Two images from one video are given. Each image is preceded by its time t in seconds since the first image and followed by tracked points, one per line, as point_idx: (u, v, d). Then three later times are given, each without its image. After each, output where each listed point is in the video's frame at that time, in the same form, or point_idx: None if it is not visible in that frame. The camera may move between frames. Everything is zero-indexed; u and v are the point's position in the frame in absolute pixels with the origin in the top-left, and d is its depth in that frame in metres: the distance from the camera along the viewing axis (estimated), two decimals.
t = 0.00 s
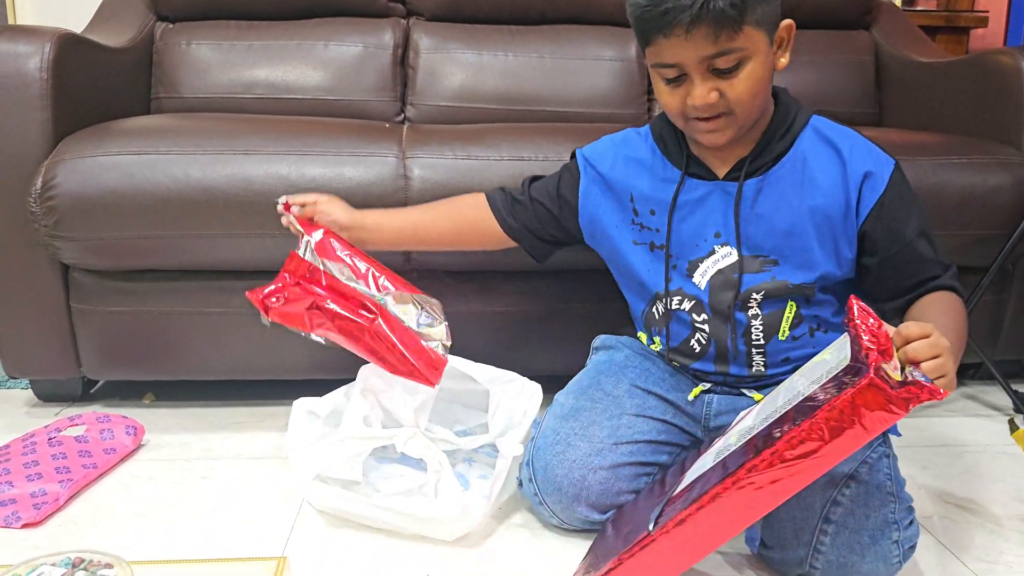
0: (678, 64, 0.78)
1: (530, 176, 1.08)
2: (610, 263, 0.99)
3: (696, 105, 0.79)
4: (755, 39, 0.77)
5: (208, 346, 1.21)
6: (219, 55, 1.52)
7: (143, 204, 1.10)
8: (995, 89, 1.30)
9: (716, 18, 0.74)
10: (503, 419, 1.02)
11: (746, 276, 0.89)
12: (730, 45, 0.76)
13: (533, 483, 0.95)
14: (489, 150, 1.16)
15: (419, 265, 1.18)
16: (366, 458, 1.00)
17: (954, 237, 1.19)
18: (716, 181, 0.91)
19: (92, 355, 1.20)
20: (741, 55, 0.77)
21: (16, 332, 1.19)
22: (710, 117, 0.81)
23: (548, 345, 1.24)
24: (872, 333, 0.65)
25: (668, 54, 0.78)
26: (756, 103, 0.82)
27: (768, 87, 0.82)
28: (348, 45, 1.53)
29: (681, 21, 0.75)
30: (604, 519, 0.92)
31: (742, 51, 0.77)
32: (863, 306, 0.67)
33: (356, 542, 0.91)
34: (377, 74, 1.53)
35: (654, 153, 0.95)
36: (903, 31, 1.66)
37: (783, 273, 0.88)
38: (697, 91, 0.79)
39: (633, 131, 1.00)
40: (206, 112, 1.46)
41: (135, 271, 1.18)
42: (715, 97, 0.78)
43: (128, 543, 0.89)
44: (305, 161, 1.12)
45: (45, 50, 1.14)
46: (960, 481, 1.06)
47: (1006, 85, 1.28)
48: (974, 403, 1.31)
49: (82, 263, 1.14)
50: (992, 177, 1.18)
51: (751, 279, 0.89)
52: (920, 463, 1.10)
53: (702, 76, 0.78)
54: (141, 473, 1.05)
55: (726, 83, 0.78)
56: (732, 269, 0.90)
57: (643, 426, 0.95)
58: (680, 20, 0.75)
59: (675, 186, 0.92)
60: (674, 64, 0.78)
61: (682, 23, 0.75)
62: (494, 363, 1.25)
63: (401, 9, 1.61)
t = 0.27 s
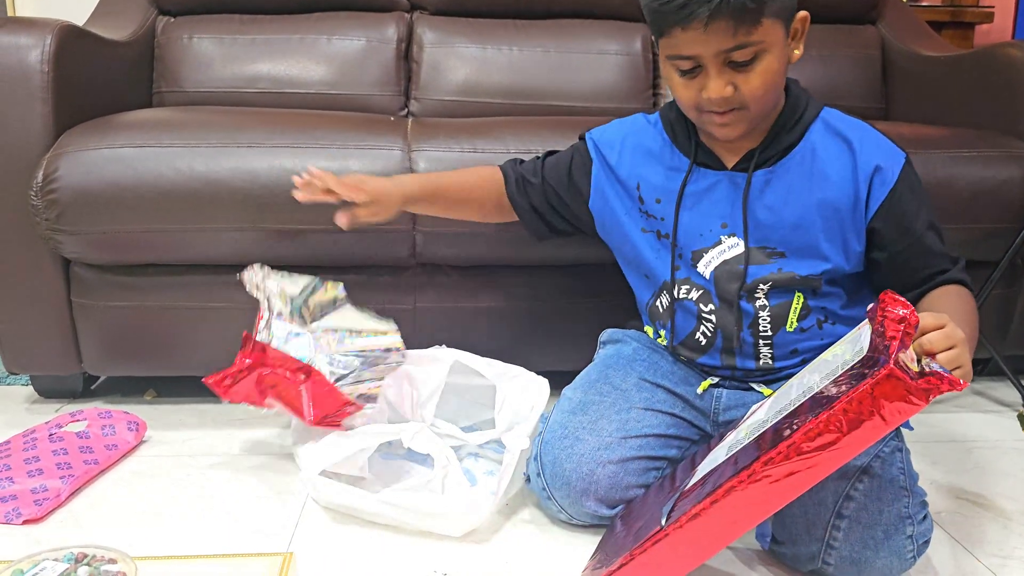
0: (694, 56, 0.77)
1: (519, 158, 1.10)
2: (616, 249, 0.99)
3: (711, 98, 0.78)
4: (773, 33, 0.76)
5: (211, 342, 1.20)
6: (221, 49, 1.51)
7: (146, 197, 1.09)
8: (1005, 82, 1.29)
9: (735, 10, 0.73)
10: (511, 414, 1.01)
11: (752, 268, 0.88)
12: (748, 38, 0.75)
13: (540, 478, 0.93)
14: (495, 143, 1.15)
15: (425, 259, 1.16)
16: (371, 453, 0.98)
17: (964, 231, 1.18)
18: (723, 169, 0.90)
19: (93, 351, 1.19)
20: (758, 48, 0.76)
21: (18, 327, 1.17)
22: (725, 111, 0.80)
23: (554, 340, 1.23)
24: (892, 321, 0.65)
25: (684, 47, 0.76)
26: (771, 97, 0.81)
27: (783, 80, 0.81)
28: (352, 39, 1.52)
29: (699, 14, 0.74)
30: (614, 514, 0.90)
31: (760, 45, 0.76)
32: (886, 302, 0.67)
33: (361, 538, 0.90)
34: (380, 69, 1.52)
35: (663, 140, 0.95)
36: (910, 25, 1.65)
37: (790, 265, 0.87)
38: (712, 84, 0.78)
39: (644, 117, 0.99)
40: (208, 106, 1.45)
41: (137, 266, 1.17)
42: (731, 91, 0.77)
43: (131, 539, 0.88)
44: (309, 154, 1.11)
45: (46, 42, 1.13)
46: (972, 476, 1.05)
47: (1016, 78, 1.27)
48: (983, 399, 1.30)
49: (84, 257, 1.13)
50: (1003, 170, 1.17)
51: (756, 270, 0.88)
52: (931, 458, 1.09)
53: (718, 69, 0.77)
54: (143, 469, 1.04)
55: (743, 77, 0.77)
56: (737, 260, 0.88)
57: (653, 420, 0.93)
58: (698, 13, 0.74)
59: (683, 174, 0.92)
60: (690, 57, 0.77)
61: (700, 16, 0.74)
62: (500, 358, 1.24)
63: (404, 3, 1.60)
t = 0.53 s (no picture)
0: (704, 45, 0.76)
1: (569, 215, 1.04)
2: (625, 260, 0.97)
3: (722, 87, 0.78)
4: (784, 22, 0.76)
5: (207, 340, 1.19)
6: (220, 48, 1.50)
7: (143, 194, 1.09)
8: (1007, 84, 1.29)
9: None
10: (508, 414, 1.01)
11: (763, 267, 0.87)
12: (760, 26, 0.75)
13: (539, 478, 0.93)
14: (495, 142, 1.14)
15: (423, 258, 1.16)
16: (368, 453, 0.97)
17: (965, 233, 1.18)
18: (736, 170, 0.89)
19: (89, 349, 1.18)
20: (769, 37, 0.76)
21: (13, 325, 1.17)
22: (733, 101, 0.79)
23: (553, 340, 1.22)
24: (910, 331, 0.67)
25: (694, 36, 0.76)
26: (780, 89, 0.80)
27: (791, 73, 0.81)
28: (352, 39, 1.52)
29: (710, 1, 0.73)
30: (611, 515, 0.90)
31: (771, 34, 0.75)
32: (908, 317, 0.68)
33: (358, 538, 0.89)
34: (380, 68, 1.51)
35: (668, 147, 0.93)
36: (911, 28, 1.64)
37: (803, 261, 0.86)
38: (722, 73, 0.77)
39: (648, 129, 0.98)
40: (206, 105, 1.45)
41: (134, 263, 1.16)
42: (741, 80, 0.77)
43: (125, 538, 0.87)
44: (308, 152, 1.11)
45: (44, 38, 1.13)
46: (973, 479, 1.04)
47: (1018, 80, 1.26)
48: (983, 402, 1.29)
49: (80, 254, 1.12)
50: (1005, 172, 1.17)
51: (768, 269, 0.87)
52: (932, 461, 1.09)
53: (728, 58, 0.76)
54: (138, 468, 1.03)
55: (753, 66, 0.77)
56: (748, 258, 0.87)
57: (654, 421, 0.92)
58: None
59: (694, 177, 0.90)
60: (699, 46, 0.76)
61: (711, 3, 0.73)
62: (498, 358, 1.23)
63: (405, 2, 1.59)
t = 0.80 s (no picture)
0: (722, 41, 0.77)
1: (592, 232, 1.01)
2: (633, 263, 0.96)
3: (739, 83, 0.78)
4: (798, 19, 0.77)
5: (208, 339, 1.19)
6: (225, 49, 1.51)
7: (147, 192, 1.09)
8: (1008, 92, 1.29)
9: None
10: (509, 416, 1.00)
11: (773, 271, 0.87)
12: (776, 21, 0.76)
13: (539, 480, 0.92)
14: (498, 144, 1.14)
15: (425, 259, 1.16)
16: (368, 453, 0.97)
17: (966, 239, 1.18)
18: (745, 177, 0.88)
19: (90, 347, 1.19)
20: (786, 32, 0.77)
21: (16, 322, 1.17)
22: (750, 97, 0.79)
23: (554, 343, 1.22)
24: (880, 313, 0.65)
25: (712, 31, 0.77)
26: (795, 88, 0.81)
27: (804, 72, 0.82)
28: (356, 41, 1.53)
29: None
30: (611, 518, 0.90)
31: (787, 28, 0.76)
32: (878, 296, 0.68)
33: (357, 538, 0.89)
34: (384, 71, 1.52)
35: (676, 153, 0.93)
36: (913, 36, 1.65)
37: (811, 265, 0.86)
38: (740, 68, 0.77)
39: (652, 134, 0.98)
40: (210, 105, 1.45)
41: (137, 262, 1.16)
42: (759, 75, 0.77)
43: (125, 536, 0.87)
44: (312, 153, 1.11)
45: (50, 37, 1.13)
46: (973, 485, 1.04)
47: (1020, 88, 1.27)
48: (983, 409, 1.29)
49: (83, 252, 1.13)
50: (1006, 179, 1.17)
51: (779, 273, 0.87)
52: (932, 467, 1.09)
53: (746, 53, 0.77)
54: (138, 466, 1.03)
55: (769, 61, 0.77)
56: (758, 263, 0.87)
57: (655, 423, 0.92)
58: None
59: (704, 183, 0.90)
60: (717, 40, 0.77)
61: None
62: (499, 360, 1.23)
63: (409, 6, 1.60)
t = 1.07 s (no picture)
0: (723, 27, 0.77)
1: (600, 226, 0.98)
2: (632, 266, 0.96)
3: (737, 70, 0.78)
4: (802, 12, 0.77)
5: (211, 339, 1.19)
6: (231, 50, 1.51)
7: (152, 192, 1.09)
8: (1013, 99, 1.29)
9: None
10: (511, 419, 1.01)
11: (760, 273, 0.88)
12: (778, 10, 0.76)
13: (539, 483, 0.92)
14: (503, 146, 1.14)
15: (429, 261, 1.16)
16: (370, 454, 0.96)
17: (970, 246, 1.18)
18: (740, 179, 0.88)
19: (94, 345, 1.19)
20: (787, 23, 0.77)
21: (19, 320, 1.17)
22: (748, 87, 0.79)
23: (557, 346, 1.22)
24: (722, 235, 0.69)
25: (713, 17, 0.77)
26: (795, 83, 0.80)
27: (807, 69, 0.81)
28: (361, 43, 1.53)
29: None
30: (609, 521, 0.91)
31: (789, 20, 0.77)
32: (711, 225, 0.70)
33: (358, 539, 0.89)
34: (390, 73, 1.52)
35: (677, 152, 0.93)
36: (918, 42, 1.65)
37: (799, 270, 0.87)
38: (739, 55, 0.77)
39: (654, 133, 0.98)
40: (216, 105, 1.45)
41: (141, 261, 1.16)
42: (757, 63, 0.77)
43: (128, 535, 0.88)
44: (317, 153, 1.11)
45: (57, 35, 1.14)
46: (975, 493, 1.04)
47: None
48: (986, 417, 1.29)
49: (88, 250, 1.13)
50: (1010, 187, 1.17)
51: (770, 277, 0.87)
52: (934, 474, 1.08)
53: (746, 40, 0.77)
54: (140, 465, 1.03)
55: (769, 51, 0.77)
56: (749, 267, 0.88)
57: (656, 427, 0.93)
58: None
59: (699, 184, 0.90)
60: (718, 26, 0.77)
61: None
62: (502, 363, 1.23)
63: (415, 8, 1.60)
